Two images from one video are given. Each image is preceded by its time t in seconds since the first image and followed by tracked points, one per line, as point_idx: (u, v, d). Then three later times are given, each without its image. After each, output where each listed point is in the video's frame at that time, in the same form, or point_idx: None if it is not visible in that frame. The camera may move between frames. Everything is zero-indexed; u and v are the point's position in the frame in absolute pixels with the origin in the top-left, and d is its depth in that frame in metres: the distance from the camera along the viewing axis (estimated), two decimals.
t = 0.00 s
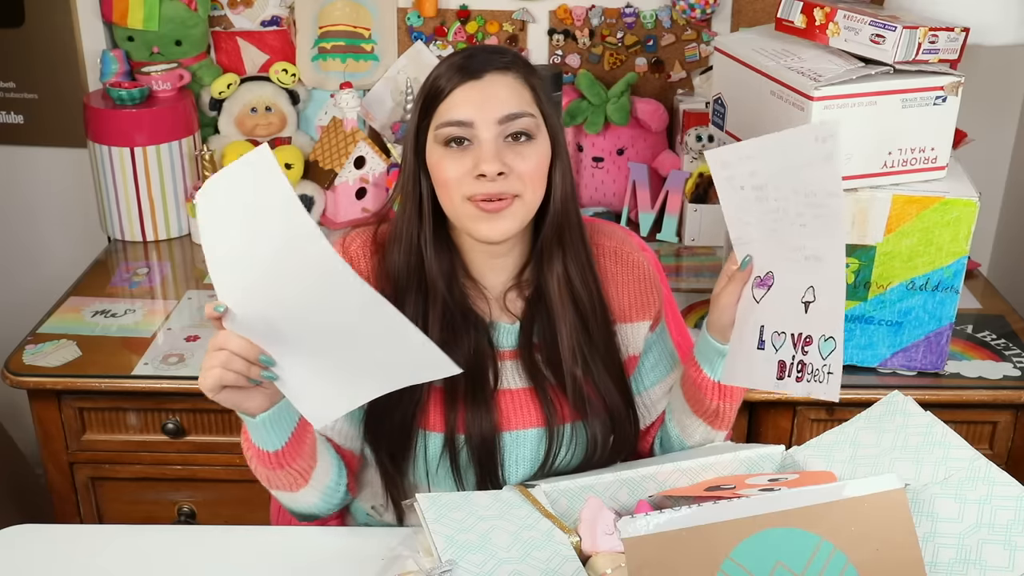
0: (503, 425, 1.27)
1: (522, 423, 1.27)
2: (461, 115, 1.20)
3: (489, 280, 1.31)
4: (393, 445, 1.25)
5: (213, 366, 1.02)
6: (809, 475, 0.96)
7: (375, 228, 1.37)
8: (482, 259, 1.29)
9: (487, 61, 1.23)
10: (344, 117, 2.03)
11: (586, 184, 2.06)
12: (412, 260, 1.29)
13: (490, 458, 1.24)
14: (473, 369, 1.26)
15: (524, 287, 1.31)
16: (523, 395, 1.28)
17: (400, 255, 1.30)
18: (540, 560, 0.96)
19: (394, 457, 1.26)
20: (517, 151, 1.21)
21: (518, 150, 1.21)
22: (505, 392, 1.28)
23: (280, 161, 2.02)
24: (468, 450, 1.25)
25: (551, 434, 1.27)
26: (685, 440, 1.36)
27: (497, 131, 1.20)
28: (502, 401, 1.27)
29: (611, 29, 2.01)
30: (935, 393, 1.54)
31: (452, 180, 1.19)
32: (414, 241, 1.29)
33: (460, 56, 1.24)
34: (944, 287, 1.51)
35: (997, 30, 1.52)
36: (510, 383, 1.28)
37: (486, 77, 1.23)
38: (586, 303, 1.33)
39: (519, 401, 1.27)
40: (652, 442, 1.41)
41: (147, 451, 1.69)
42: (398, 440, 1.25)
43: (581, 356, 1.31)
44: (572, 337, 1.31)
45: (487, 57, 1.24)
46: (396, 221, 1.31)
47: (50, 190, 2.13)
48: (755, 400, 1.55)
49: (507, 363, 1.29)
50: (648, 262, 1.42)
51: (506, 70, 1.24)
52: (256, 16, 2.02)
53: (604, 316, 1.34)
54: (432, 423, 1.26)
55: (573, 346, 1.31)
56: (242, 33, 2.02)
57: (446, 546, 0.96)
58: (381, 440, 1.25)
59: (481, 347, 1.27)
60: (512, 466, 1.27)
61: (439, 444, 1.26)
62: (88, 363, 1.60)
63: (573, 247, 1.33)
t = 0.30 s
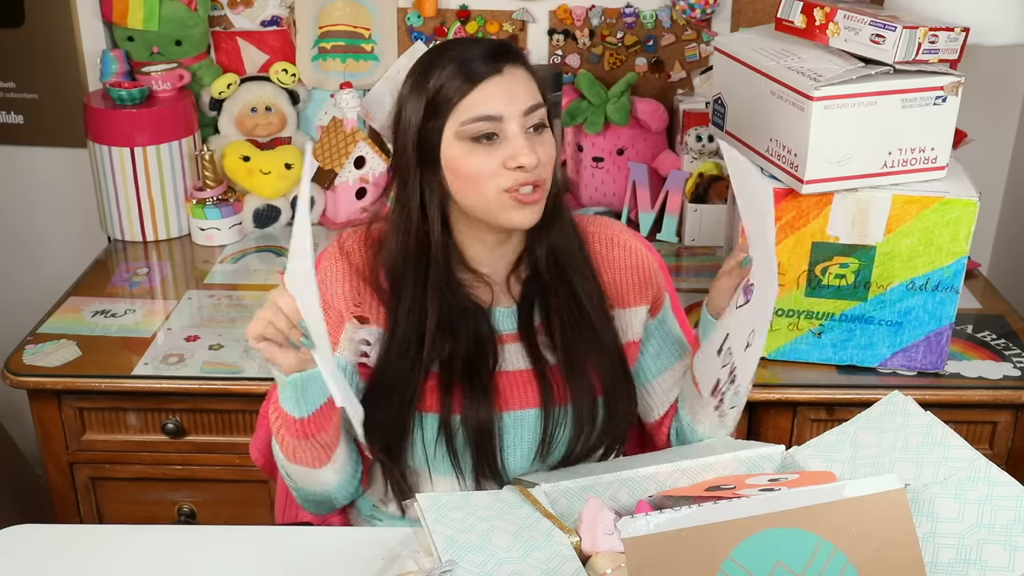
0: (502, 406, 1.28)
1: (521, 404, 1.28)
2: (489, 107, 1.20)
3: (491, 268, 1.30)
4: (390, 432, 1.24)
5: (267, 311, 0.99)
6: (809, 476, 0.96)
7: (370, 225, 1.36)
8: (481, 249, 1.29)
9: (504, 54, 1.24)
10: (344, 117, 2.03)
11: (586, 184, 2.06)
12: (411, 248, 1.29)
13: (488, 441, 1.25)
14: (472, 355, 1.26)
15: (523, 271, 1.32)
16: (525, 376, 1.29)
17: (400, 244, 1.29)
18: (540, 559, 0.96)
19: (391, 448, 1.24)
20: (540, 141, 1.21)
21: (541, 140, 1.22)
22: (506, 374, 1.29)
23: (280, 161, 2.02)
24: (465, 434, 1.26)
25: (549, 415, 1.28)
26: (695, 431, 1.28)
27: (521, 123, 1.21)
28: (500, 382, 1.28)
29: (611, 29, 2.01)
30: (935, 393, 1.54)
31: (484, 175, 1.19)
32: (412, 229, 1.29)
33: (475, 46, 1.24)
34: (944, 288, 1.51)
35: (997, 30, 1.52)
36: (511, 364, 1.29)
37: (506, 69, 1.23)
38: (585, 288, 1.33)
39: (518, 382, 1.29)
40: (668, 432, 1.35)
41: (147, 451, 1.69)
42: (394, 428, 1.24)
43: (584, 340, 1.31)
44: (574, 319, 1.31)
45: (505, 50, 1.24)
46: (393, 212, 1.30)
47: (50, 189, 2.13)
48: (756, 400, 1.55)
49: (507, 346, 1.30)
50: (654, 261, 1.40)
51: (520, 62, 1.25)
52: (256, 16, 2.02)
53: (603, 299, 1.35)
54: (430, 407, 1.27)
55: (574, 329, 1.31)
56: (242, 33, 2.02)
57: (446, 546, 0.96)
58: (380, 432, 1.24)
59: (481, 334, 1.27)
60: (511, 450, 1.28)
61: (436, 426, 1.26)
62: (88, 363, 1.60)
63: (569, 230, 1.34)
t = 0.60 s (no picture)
0: (499, 412, 1.29)
1: (519, 409, 1.29)
2: (514, 110, 1.20)
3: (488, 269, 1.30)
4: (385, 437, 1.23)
5: (268, 372, 1.00)
6: (809, 475, 0.96)
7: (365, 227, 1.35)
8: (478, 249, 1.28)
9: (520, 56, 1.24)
10: (344, 117, 2.02)
11: (586, 184, 2.06)
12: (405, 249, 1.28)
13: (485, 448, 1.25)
14: (473, 360, 1.25)
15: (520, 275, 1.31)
16: (525, 381, 1.29)
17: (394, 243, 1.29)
18: (539, 559, 0.96)
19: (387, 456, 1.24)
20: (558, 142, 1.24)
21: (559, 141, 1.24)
22: (505, 378, 1.29)
23: (280, 161, 2.02)
24: (459, 443, 1.24)
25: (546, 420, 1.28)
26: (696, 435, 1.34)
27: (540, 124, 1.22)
28: (498, 387, 1.29)
29: (611, 29, 2.01)
30: (935, 393, 1.54)
31: (515, 178, 1.19)
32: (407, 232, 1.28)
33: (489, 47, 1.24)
34: (944, 288, 1.51)
35: (997, 30, 1.52)
36: (512, 369, 1.29)
37: (524, 71, 1.23)
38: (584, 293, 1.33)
39: (517, 387, 1.29)
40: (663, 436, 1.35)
41: (147, 451, 1.69)
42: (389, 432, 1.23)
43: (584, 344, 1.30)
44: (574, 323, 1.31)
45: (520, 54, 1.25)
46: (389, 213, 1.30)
47: (50, 189, 2.13)
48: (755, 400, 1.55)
49: (508, 350, 1.30)
50: (653, 263, 1.42)
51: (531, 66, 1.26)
52: (256, 16, 2.02)
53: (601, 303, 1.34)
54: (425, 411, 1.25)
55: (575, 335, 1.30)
56: (242, 33, 2.02)
57: (446, 546, 0.96)
58: (375, 437, 1.23)
59: (482, 339, 1.26)
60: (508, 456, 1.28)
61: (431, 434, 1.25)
62: (88, 363, 1.60)
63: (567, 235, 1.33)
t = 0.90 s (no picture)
0: (505, 418, 1.27)
1: (524, 417, 1.27)
2: (467, 107, 1.22)
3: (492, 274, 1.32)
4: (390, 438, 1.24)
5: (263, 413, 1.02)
6: (808, 476, 0.96)
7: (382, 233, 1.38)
8: (482, 255, 1.30)
9: (498, 57, 1.24)
10: (344, 117, 2.04)
11: (586, 184, 2.06)
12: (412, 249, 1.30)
13: (493, 454, 1.24)
14: (471, 363, 1.26)
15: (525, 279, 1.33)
16: (526, 387, 1.28)
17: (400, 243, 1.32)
18: (540, 560, 0.96)
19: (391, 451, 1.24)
20: (517, 151, 1.22)
21: (519, 147, 1.22)
22: (507, 385, 1.28)
23: (280, 161, 2.02)
24: (468, 445, 1.25)
25: (552, 427, 1.27)
26: (697, 435, 1.29)
27: (497, 128, 1.21)
28: (502, 394, 1.28)
29: (611, 29, 2.01)
30: (935, 393, 1.54)
31: (450, 173, 1.21)
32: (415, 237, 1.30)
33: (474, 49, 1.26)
34: (944, 288, 1.51)
35: (997, 30, 1.52)
36: (513, 375, 1.29)
37: (493, 73, 1.24)
38: (585, 298, 1.34)
39: (521, 394, 1.28)
40: (664, 438, 1.36)
41: (147, 451, 1.69)
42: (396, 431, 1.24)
43: (583, 346, 1.32)
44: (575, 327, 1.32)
45: (502, 56, 1.25)
46: (397, 212, 1.33)
47: (50, 189, 2.13)
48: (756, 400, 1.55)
49: (508, 356, 1.30)
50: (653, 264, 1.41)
51: (520, 69, 1.25)
52: (256, 16, 2.02)
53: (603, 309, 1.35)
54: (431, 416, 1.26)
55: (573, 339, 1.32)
56: (242, 33, 2.02)
57: (446, 546, 0.96)
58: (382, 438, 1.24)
59: (482, 342, 1.27)
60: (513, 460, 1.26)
61: (438, 437, 1.26)
62: (88, 363, 1.60)
63: (571, 241, 1.35)
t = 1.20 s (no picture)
0: (508, 421, 1.27)
1: (528, 420, 1.27)
2: (478, 114, 1.20)
3: (498, 277, 1.31)
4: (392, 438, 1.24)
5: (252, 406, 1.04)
6: (809, 475, 0.96)
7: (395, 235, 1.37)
8: (491, 259, 1.29)
9: (520, 65, 1.23)
10: (344, 117, 2.03)
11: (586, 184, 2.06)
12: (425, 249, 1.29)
13: (495, 453, 1.24)
14: (476, 365, 1.25)
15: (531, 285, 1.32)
16: (530, 391, 1.28)
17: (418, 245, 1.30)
18: (540, 559, 0.96)
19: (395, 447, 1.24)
20: (528, 160, 1.20)
21: (530, 157, 1.20)
22: (510, 389, 1.28)
23: (280, 161, 2.02)
24: (472, 448, 1.25)
25: (556, 431, 1.27)
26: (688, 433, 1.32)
27: (508, 136, 1.20)
28: (506, 397, 1.27)
29: (611, 29, 2.01)
30: (935, 393, 1.54)
31: (463, 178, 1.19)
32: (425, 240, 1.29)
33: (498, 54, 1.25)
34: (944, 287, 1.51)
35: (997, 30, 1.52)
36: (515, 379, 1.29)
37: (512, 80, 1.22)
38: (591, 304, 1.33)
39: (523, 398, 1.28)
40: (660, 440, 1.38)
41: (147, 451, 1.69)
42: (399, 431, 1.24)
43: (589, 351, 1.31)
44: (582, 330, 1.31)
45: (521, 64, 1.24)
46: (414, 212, 1.31)
47: (50, 189, 2.13)
48: (756, 400, 1.55)
49: (511, 360, 1.30)
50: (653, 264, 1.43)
51: (541, 78, 1.23)
52: (256, 16, 2.01)
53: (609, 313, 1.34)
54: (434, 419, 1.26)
55: (581, 344, 1.31)
56: (242, 33, 2.02)
57: (446, 546, 0.96)
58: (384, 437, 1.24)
59: (486, 344, 1.27)
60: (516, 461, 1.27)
61: (442, 441, 1.26)
62: (88, 363, 1.60)
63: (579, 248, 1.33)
